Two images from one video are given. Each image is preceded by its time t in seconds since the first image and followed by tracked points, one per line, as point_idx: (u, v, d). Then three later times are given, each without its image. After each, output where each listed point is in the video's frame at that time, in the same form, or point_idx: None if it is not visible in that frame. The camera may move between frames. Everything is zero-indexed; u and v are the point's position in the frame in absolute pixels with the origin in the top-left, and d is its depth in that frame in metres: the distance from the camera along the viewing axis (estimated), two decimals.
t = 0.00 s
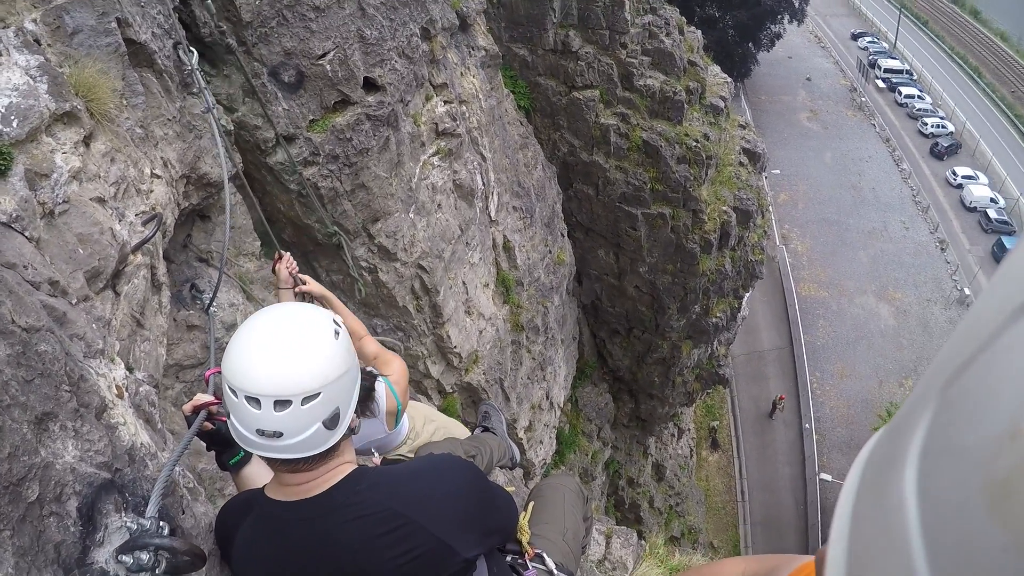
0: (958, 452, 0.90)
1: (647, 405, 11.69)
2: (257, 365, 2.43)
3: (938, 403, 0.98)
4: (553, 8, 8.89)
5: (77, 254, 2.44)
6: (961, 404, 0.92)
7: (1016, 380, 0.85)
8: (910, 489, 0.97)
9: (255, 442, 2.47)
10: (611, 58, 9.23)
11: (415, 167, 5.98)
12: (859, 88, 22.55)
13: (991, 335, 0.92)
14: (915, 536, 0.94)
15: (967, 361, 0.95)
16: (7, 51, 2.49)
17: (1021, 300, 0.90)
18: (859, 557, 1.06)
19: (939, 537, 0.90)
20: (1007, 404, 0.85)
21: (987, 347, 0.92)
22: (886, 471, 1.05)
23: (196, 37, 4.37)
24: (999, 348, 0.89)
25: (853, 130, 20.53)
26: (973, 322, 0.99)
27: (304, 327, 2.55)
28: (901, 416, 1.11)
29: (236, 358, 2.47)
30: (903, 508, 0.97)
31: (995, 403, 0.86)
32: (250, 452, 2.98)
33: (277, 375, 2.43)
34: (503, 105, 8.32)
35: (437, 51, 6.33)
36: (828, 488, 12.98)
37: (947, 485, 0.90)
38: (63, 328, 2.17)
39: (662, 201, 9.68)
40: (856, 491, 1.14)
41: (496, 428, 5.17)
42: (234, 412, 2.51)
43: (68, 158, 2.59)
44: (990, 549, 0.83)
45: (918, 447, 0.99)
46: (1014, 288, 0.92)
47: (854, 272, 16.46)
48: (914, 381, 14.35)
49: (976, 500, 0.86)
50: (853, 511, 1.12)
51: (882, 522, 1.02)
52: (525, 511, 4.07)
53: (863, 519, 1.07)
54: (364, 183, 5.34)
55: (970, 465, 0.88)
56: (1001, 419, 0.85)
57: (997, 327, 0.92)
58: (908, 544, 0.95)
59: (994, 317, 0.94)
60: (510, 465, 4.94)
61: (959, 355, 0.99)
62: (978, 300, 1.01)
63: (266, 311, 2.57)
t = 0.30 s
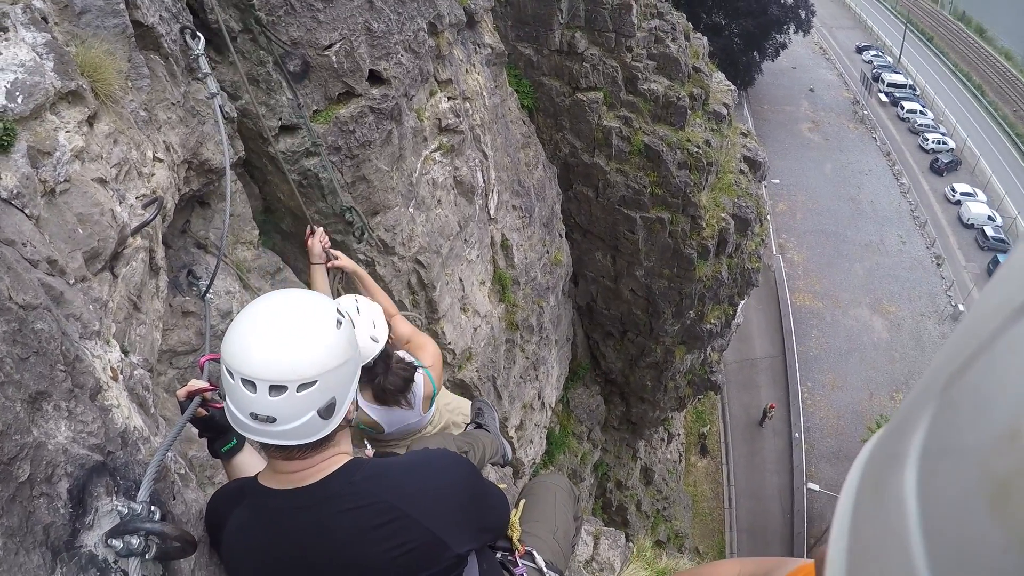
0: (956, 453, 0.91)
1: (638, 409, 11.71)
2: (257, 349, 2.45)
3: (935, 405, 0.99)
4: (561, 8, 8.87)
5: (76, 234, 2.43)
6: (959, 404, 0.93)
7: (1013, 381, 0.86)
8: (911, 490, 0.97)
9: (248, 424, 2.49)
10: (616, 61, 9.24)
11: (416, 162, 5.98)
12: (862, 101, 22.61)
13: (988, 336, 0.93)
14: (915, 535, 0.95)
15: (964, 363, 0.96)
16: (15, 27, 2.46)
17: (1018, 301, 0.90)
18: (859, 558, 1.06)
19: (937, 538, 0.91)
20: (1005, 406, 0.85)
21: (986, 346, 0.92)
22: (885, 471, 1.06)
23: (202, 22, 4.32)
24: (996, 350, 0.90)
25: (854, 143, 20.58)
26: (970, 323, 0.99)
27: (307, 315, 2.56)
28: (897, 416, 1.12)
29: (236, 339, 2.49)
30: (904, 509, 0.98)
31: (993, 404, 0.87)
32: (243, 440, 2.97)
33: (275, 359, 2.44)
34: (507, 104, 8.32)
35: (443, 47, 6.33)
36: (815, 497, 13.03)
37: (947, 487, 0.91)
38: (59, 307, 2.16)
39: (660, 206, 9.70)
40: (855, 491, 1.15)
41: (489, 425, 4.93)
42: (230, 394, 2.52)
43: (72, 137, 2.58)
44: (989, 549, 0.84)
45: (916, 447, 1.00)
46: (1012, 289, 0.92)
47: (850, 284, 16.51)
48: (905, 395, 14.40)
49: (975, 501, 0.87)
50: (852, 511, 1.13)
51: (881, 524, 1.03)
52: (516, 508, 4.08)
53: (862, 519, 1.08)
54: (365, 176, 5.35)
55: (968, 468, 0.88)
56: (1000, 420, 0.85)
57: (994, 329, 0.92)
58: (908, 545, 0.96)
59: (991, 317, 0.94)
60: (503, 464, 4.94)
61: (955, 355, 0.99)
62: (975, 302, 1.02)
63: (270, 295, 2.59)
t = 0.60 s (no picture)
0: (957, 453, 0.91)
1: (619, 410, 11.75)
2: (241, 338, 2.43)
3: (934, 405, 0.99)
4: (550, 9, 8.86)
5: (59, 222, 2.37)
6: (959, 404, 0.94)
7: (1013, 381, 0.86)
8: (911, 490, 0.98)
9: (232, 415, 2.46)
10: (605, 63, 9.26)
11: (402, 159, 5.93)
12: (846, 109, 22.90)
13: (989, 336, 0.93)
14: (916, 535, 0.95)
15: (964, 363, 0.96)
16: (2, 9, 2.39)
17: (1019, 301, 0.91)
18: (859, 559, 1.07)
19: (938, 538, 0.91)
20: (1005, 406, 0.86)
21: (986, 348, 0.93)
22: (885, 471, 1.06)
23: (191, 12, 4.29)
24: (997, 348, 0.90)
25: (837, 150, 20.85)
26: (969, 324, 1.00)
27: (293, 305, 2.54)
28: (896, 417, 1.13)
29: (220, 329, 2.47)
30: (903, 508, 0.98)
31: (993, 404, 0.88)
32: (225, 436, 2.93)
33: (259, 348, 2.42)
34: (494, 103, 8.30)
35: (432, 44, 6.29)
36: (793, 500, 13.16)
37: (948, 487, 0.91)
38: (40, 297, 2.10)
39: (645, 208, 9.74)
40: (854, 491, 1.15)
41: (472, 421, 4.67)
42: (214, 385, 2.49)
43: (56, 123, 2.52)
44: (989, 552, 0.84)
45: (916, 447, 1.01)
46: (1013, 291, 0.92)
47: (830, 290, 16.72)
48: (883, 400, 14.59)
49: (975, 501, 0.87)
50: (852, 513, 1.13)
51: (881, 524, 1.03)
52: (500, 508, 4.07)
53: (862, 520, 1.08)
54: (351, 172, 5.28)
55: (968, 466, 0.89)
56: (1001, 420, 0.86)
57: (994, 329, 0.93)
58: (908, 544, 0.96)
59: (991, 318, 0.95)
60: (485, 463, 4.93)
61: (955, 356, 1.00)
62: (974, 304, 1.03)
63: (256, 286, 2.56)
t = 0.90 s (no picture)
0: (957, 453, 0.90)
1: (609, 413, 11.77)
2: (237, 324, 2.42)
3: (935, 403, 0.98)
4: (553, 10, 8.83)
5: (57, 207, 2.34)
6: (959, 404, 0.92)
7: (1013, 381, 0.85)
8: (910, 493, 0.96)
9: (225, 401, 2.47)
10: (605, 66, 9.27)
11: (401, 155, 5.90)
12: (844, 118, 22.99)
13: (989, 335, 0.91)
14: (915, 535, 0.94)
15: (963, 363, 0.95)
16: None
17: (1019, 299, 0.89)
18: (860, 561, 1.06)
19: (936, 541, 0.90)
20: (1005, 405, 0.84)
21: (986, 346, 0.91)
22: (886, 472, 1.05)
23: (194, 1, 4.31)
24: (996, 348, 0.88)
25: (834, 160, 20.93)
26: (970, 322, 0.98)
27: (292, 294, 2.53)
28: (897, 416, 1.12)
29: (217, 314, 2.46)
30: (904, 509, 0.97)
31: (992, 404, 0.86)
32: (218, 427, 2.91)
33: (255, 335, 2.41)
34: (494, 101, 8.29)
35: (434, 41, 6.27)
36: (781, 507, 13.22)
37: (947, 489, 0.90)
38: (35, 281, 2.08)
39: (641, 211, 9.73)
40: (856, 492, 1.14)
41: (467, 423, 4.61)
42: (209, 371, 2.50)
43: (56, 107, 2.49)
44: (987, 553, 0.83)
45: (916, 447, 0.99)
46: (1014, 287, 0.90)
47: (823, 298, 16.78)
48: (873, 409, 14.66)
49: (975, 502, 0.85)
50: (853, 514, 1.12)
51: (881, 525, 1.02)
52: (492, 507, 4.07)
53: (863, 520, 1.08)
54: (349, 166, 5.22)
55: (968, 468, 0.87)
56: (1000, 420, 0.84)
57: (993, 328, 0.91)
58: (908, 546, 0.95)
59: (991, 317, 0.93)
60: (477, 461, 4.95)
61: (955, 354, 0.98)
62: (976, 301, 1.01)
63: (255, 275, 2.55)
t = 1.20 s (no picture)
0: (957, 455, 0.89)
1: (601, 419, 11.78)
2: (230, 324, 2.40)
3: (934, 404, 0.98)
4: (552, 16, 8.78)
5: (53, 201, 2.33)
6: (959, 405, 0.91)
7: (1011, 381, 0.84)
8: (910, 492, 0.96)
9: (216, 399, 2.47)
10: (603, 72, 9.29)
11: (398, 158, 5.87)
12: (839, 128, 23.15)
13: (987, 333, 0.91)
14: (916, 537, 0.94)
15: (962, 362, 0.94)
16: None
17: (1017, 296, 0.88)
18: (860, 559, 1.06)
19: (937, 542, 0.90)
20: (1004, 407, 0.83)
21: (980, 346, 0.91)
22: (885, 473, 1.05)
23: None
24: (994, 348, 0.88)
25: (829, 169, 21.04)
26: (970, 320, 0.97)
27: (284, 295, 2.50)
28: (896, 416, 1.12)
29: (209, 312, 2.44)
30: (905, 510, 0.97)
31: (993, 404, 0.85)
32: (210, 427, 2.88)
33: (245, 336, 2.39)
34: (491, 106, 8.30)
35: (432, 44, 6.26)
36: (771, 515, 13.25)
37: (948, 489, 0.90)
38: (31, 276, 2.06)
39: (636, 218, 9.74)
40: (855, 492, 1.14)
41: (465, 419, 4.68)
42: (200, 369, 2.50)
43: (55, 101, 2.47)
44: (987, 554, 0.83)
45: (915, 448, 0.99)
46: (1013, 283, 0.90)
47: (815, 307, 16.87)
48: (864, 418, 14.71)
49: (976, 504, 0.85)
50: (853, 512, 1.12)
51: (881, 525, 1.02)
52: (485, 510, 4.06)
53: (863, 519, 1.08)
54: (345, 168, 5.18)
55: (968, 469, 0.87)
56: (1000, 421, 0.83)
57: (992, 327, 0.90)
58: (909, 547, 0.95)
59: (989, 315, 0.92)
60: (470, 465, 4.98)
61: (955, 354, 0.97)
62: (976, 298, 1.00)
63: (248, 274, 2.53)
